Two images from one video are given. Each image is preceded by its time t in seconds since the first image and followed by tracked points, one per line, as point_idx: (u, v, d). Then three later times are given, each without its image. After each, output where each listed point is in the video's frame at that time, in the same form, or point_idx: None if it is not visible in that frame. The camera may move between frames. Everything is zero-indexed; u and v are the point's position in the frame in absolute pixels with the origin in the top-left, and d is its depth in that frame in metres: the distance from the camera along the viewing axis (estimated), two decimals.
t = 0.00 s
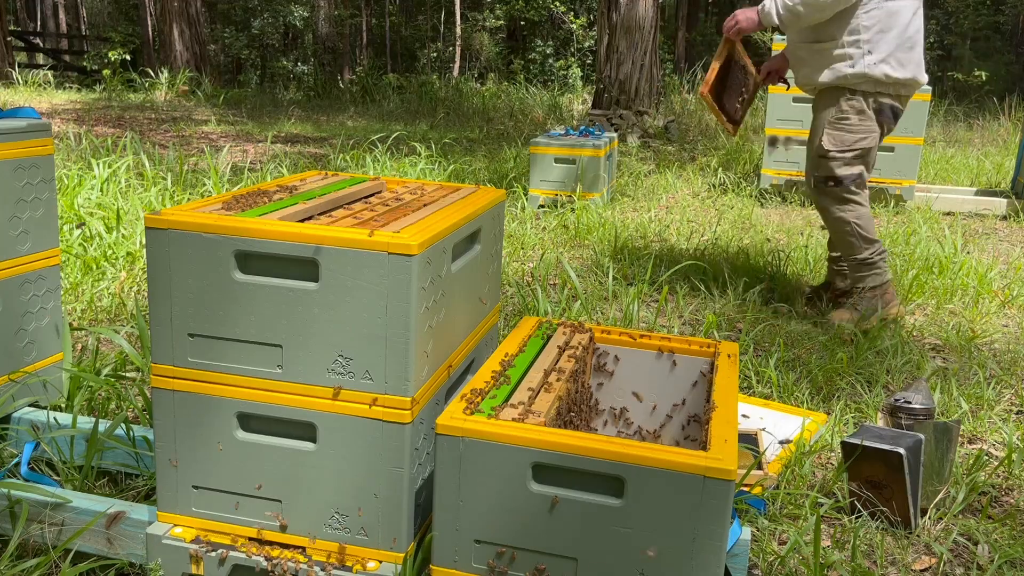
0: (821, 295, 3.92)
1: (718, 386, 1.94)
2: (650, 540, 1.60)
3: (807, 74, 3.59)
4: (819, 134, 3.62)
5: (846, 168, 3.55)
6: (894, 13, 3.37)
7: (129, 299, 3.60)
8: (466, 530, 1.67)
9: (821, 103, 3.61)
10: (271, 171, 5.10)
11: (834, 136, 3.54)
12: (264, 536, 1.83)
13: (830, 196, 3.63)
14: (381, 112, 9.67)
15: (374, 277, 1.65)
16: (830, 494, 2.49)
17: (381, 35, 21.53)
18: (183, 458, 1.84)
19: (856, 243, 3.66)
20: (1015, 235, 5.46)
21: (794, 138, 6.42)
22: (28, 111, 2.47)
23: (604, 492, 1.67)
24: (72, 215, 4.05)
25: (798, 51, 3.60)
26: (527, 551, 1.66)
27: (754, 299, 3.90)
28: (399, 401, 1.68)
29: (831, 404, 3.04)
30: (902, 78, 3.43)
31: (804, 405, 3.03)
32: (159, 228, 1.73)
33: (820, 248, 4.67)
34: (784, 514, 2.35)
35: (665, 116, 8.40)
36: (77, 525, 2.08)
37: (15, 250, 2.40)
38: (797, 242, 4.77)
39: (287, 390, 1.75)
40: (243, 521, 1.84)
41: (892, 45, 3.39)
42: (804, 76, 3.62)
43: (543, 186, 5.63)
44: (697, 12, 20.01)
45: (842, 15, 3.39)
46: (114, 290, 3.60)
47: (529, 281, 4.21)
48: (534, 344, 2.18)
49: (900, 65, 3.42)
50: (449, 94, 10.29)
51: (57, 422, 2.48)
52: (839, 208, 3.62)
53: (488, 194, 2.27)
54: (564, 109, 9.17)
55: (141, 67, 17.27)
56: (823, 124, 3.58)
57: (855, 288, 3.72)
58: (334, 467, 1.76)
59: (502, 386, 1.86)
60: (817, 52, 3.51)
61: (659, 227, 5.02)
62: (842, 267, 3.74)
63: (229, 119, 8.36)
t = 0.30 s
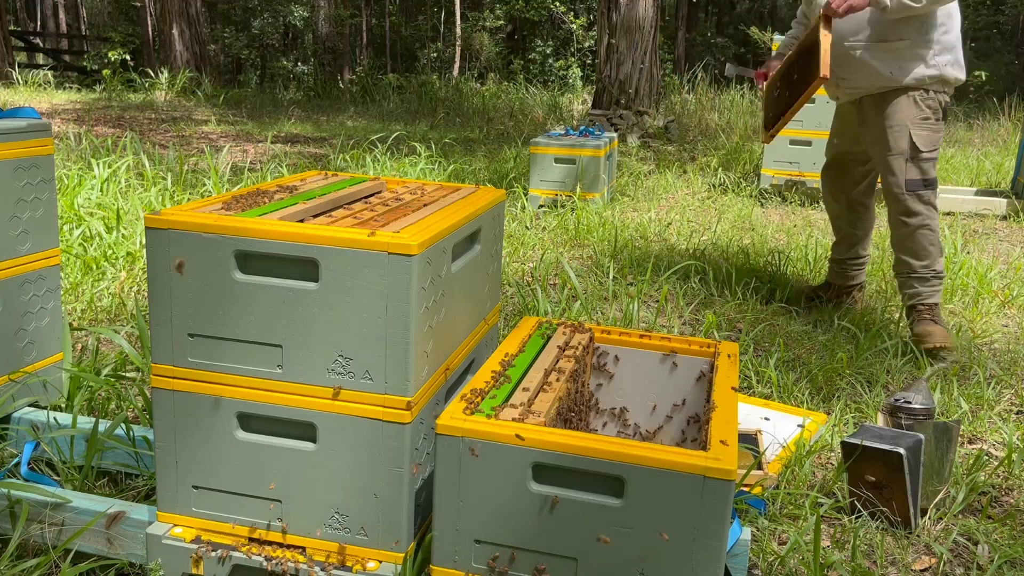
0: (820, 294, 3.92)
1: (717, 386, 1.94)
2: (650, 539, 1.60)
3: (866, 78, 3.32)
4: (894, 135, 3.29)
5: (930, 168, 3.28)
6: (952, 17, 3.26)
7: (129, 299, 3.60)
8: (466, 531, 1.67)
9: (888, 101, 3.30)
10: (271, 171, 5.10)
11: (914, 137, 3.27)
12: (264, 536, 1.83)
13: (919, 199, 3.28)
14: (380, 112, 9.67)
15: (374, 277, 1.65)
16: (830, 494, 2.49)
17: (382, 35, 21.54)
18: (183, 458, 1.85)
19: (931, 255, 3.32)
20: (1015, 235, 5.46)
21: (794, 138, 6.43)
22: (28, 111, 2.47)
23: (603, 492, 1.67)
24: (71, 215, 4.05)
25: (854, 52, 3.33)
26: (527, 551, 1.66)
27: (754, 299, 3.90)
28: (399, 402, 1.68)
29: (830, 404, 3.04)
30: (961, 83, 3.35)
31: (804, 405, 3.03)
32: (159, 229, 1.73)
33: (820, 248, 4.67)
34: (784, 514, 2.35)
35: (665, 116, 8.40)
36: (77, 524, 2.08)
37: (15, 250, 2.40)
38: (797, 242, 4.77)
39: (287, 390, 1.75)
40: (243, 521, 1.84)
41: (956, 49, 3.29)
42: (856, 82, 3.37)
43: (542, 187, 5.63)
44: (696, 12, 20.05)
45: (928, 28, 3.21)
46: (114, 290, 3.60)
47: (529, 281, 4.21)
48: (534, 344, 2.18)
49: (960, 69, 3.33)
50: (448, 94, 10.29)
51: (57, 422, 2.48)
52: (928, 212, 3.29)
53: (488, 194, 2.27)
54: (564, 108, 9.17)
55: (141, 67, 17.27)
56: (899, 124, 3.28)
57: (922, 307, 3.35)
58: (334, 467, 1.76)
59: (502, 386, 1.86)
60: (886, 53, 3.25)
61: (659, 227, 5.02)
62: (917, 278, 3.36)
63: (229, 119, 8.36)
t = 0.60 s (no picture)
0: (820, 294, 3.91)
1: (717, 386, 1.94)
2: (650, 539, 1.60)
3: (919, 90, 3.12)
4: (941, 159, 3.18)
5: (960, 195, 3.24)
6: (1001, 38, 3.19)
7: (129, 299, 3.60)
8: (466, 530, 1.67)
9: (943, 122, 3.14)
10: (271, 171, 5.10)
11: (958, 162, 3.18)
12: (264, 537, 1.83)
13: (945, 227, 3.25)
14: (380, 112, 9.67)
15: (374, 277, 1.65)
16: (830, 494, 2.49)
17: (382, 35, 21.55)
18: (183, 459, 1.84)
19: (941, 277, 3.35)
20: (1015, 235, 5.46)
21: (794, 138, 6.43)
22: (28, 111, 2.47)
23: (603, 492, 1.67)
24: (71, 215, 4.05)
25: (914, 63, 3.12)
26: (527, 551, 1.66)
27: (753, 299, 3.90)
28: (399, 401, 1.68)
29: (830, 404, 3.04)
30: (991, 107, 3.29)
31: (804, 405, 3.03)
32: (159, 228, 1.73)
33: (820, 248, 4.68)
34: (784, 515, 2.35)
35: (665, 116, 8.40)
36: (77, 524, 2.08)
37: (15, 250, 2.40)
38: (798, 242, 4.77)
39: (287, 390, 1.75)
40: (244, 521, 1.84)
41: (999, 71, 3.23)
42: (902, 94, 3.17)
43: (543, 187, 5.63)
44: (696, 12, 20.06)
45: (995, 53, 3.11)
46: (114, 290, 3.61)
47: (530, 281, 4.21)
48: (534, 344, 2.18)
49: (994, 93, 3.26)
50: (448, 94, 10.29)
51: (57, 422, 2.48)
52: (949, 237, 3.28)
53: (488, 194, 2.27)
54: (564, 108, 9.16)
55: (141, 67, 17.26)
56: (948, 147, 3.16)
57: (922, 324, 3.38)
58: (334, 467, 1.76)
59: (502, 386, 1.86)
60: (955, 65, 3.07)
61: (659, 227, 5.02)
62: (922, 297, 3.38)
63: (229, 119, 8.36)
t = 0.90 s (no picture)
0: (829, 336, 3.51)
1: (717, 385, 1.94)
2: (650, 538, 1.60)
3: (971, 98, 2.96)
4: (977, 168, 3.10)
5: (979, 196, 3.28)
6: None
7: (129, 299, 3.60)
8: (467, 530, 1.67)
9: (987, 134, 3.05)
10: (271, 171, 5.09)
11: (989, 167, 3.14)
12: (264, 537, 1.83)
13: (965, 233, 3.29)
14: (380, 112, 9.68)
15: (374, 277, 1.65)
16: (830, 494, 2.49)
17: (382, 35, 21.55)
18: (183, 459, 1.84)
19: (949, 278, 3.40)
20: (1015, 235, 5.46)
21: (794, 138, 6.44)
22: (28, 111, 2.47)
23: (603, 492, 1.67)
24: (72, 215, 4.04)
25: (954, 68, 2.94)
26: (527, 551, 1.66)
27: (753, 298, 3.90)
28: (399, 401, 1.68)
29: (830, 403, 3.04)
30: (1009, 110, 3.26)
31: (804, 405, 3.03)
32: (159, 228, 1.73)
33: (820, 248, 4.68)
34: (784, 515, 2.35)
35: (665, 116, 8.40)
36: (77, 524, 2.08)
37: (15, 250, 2.40)
38: (798, 242, 4.77)
39: (287, 390, 1.75)
40: (244, 521, 1.84)
41: None
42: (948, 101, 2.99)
43: (543, 187, 5.63)
44: (697, 12, 20.07)
45: None
46: (114, 290, 3.61)
47: (530, 281, 4.21)
48: (534, 344, 2.17)
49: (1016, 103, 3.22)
50: (448, 94, 10.29)
51: (57, 421, 2.48)
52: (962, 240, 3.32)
53: (488, 194, 2.27)
54: (564, 108, 9.16)
55: (141, 67, 17.27)
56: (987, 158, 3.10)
57: (923, 324, 3.42)
58: (334, 466, 1.76)
59: (503, 385, 1.86)
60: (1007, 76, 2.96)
61: (659, 227, 5.03)
62: (929, 299, 3.42)
63: (229, 119, 8.36)
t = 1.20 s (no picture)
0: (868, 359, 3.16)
1: (717, 385, 1.94)
2: (650, 539, 1.60)
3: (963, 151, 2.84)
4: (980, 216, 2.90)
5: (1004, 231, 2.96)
6: None
7: (129, 299, 3.60)
8: (467, 531, 1.67)
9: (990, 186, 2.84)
10: (271, 172, 5.09)
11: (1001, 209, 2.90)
12: (264, 537, 1.83)
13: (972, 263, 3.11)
14: (380, 112, 9.68)
15: (374, 277, 1.65)
16: (830, 494, 2.49)
17: (382, 35, 21.56)
18: (183, 459, 1.84)
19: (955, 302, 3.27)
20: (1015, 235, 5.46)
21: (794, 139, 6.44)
22: (28, 111, 2.47)
23: (603, 492, 1.67)
24: (71, 215, 4.05)
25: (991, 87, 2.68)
26: (527, 552, 1.66)
27: (753, 298, 3.90)
28: (399, 401, 1.68)
29: (830, 403, 3.05)
30: None
31: (804, 405, 3.03)
32: (159, 228, 1.73)
33: (820, 248, 4.68)
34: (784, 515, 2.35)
35: (665, 116, 8.40)
36: (77, 524, 2.08)
37: (15, 250, 2.40)
38: (797, 242, 4.77)
39: (287, 390, 1.75)
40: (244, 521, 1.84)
41: None
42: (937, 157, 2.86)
43: (543, 187, 5.63)
44: (697, 12, 20.06)
45: None
46: (114, 290, 3.61)
47: (530, 282, 4.21)
48: (534, 344, 2.17)
49: None
50: (449, 94, 10.29)
51: (57, 422, 2.48)
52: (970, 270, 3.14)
53: (488, 194, 2.27)
54: (564, 108, 9.16)
55: (141, 67, 17.26)
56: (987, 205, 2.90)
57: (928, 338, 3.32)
58: (334, 467, 1.76)
59: (503, 386, 1.86)
60: None
61: (659, 228, 5.02)
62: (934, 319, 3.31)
63: (229, 119, 8.37)
